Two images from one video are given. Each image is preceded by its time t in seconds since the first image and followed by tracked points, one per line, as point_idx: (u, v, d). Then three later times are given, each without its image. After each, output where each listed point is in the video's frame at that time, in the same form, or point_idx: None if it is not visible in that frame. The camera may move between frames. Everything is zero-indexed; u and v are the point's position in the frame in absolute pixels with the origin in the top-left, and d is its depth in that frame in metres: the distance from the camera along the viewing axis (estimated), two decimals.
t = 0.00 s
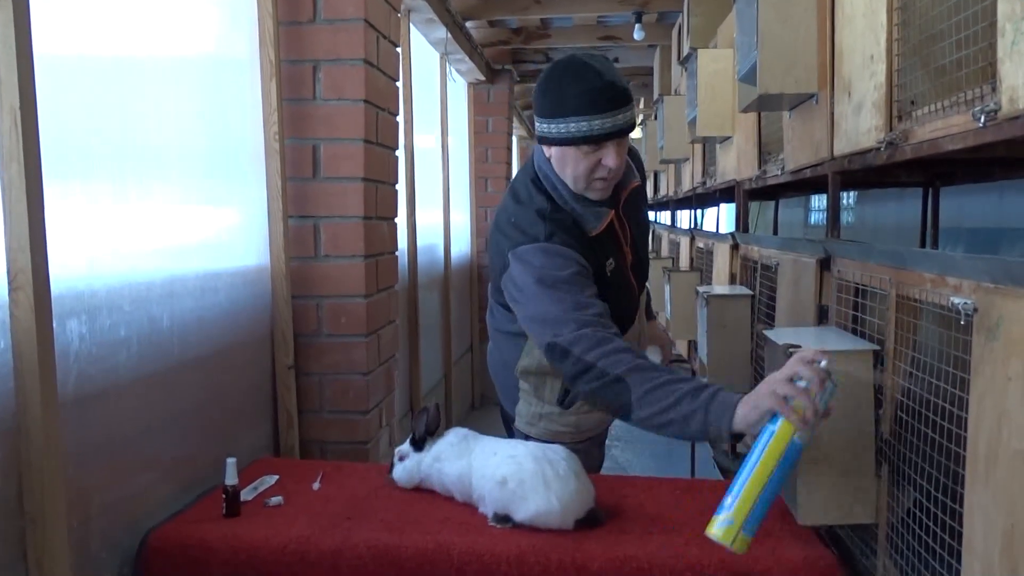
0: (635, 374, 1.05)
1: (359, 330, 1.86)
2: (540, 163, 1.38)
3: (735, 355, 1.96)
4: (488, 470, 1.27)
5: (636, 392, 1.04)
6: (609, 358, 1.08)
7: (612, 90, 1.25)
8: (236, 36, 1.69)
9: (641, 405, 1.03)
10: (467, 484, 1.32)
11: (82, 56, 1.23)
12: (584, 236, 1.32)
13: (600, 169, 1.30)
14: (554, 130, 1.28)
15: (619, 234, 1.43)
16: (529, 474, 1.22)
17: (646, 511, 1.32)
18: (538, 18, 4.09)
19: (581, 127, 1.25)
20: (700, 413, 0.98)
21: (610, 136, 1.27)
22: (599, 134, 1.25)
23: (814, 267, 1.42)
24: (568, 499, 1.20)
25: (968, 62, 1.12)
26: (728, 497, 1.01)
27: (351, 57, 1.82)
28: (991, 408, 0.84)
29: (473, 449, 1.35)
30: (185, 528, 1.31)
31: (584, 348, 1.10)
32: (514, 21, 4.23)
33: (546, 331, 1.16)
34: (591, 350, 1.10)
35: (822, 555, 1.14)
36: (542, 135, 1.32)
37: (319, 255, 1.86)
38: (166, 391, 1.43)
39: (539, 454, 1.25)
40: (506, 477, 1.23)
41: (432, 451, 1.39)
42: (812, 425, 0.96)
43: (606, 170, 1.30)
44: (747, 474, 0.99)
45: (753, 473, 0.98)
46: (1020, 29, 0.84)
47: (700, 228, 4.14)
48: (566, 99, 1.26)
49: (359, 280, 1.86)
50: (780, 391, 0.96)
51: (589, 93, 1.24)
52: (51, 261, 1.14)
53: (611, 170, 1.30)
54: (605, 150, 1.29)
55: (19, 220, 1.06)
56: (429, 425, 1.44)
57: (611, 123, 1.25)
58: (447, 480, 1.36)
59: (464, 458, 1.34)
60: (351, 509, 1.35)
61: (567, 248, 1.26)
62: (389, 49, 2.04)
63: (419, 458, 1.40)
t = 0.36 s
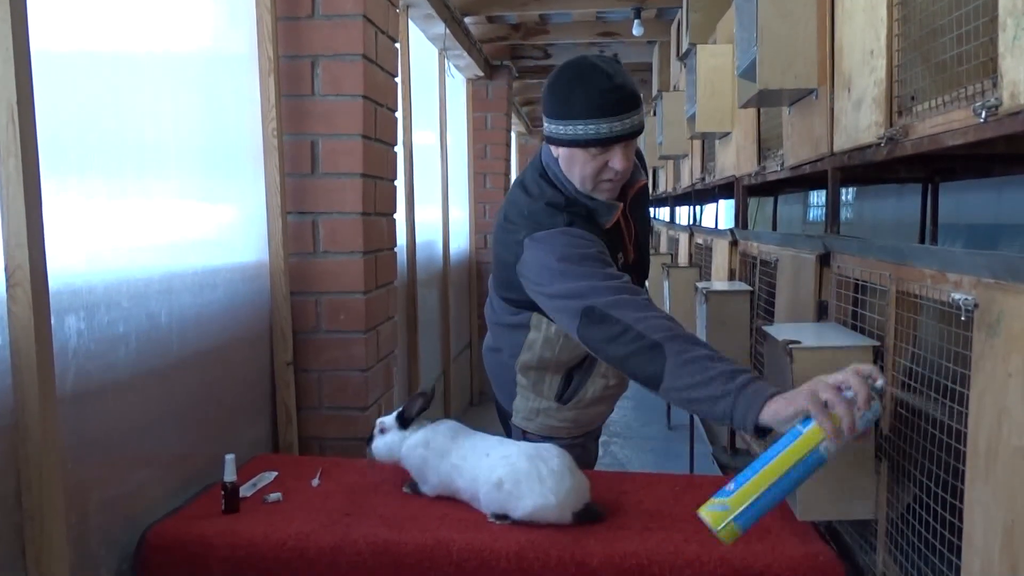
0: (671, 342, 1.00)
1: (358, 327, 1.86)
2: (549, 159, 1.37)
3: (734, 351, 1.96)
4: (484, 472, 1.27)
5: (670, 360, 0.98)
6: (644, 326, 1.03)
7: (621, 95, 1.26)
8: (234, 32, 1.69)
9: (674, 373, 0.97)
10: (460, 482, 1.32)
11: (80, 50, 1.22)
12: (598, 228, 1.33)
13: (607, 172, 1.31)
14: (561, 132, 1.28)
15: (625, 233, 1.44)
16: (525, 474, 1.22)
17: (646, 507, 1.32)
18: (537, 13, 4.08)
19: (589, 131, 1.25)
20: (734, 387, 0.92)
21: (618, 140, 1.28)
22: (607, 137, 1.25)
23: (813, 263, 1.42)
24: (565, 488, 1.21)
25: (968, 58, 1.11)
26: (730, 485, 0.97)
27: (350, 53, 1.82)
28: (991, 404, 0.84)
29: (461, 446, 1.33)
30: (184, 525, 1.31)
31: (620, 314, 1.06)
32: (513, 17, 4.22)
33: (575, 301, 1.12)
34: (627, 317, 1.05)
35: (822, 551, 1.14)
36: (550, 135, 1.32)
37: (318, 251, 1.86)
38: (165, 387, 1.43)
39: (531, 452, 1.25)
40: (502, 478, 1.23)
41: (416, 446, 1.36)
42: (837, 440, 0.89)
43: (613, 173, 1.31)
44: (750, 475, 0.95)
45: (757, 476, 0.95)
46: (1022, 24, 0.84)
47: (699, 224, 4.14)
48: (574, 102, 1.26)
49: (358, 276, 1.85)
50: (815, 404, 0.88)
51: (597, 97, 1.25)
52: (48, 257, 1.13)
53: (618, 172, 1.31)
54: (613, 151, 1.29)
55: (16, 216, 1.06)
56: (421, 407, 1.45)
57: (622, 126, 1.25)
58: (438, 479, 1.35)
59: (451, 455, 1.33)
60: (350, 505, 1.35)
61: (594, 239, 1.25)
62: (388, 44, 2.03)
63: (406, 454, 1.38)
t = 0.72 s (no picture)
0: (643, 344, 1.02)
1: (357, 322, 1.86)
2: (544, 152, 1.38)
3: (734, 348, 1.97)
4: (474, 476, 1.28)
5: (644, 366, 1.00)
6: (616, 332, 1.05)
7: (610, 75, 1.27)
8: (232, 26, 1.68)
9: (649, 377, 0.99)
10: (448, 488, 1.32)
11: (79, 44, 1.22)
12: (592, 223, 1.32)
13: (604, 156, 1.31)
14: (554, 120, 1.29)
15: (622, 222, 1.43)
16: (515, 474, 1.23)
17: (644, 504, 1.32)
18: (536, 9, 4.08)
19: (580, 114, 1.26)
20: (707, 384, 0.94)
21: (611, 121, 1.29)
22: (599, 118, 1.26)
23: (813, 260, 1.42)
24: (556, 484, 1.22)
25: (969, 54, 1.12)
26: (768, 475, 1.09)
27: (348, 48, 1.81)
28: (991, 401, 0.84)
29: (446, 449, 1.35)
30: (182, 520, 1.30)
31: (596, 319, 1.07)
32: (512, 13, 4.22)
33: (558, 307, 1.13)
34: (603, 323, 1.07)
35: (821, 547, 1.14)
36: (542, 126, 1.33)
37: (316, 247, 1.86)
38: (163, 383, 1.42)
39: (518, 452, 1.27)
40: (494, 482, 1.23)
41: (403, 451, 1.38)
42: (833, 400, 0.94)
43: (610, 155, 1.31)
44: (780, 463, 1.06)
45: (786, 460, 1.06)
46: None
47: (698, 220, 4.14)
48: (563, 87, 1.28)
49: (357, 272, 1.85)
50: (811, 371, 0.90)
51: (586, 81, 1.26)
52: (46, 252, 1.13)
53: (615, 155, 1.31)
54: (608, 132, 1.30)
55: (13, 209, 1.05)
56: (404, 404, 1.46)
57: (613, 106, 1.26)
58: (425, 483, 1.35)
59: (438, 462, 1.33)
60: (349, 501, 1.35)
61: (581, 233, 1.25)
62: (387, 40, 2.03)
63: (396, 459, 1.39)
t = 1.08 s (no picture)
0: (528, 298, 1.25)
1: (354, 319, 1.86)
2: (529, 122, 1.53)
3: (732, 345, 1.97)
4: (471, 472, 1.28)
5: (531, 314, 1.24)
6: (514, 294, 1.28)
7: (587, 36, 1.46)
8: (230, 21, 1.67)
9: (538, 320, 1.22)
10: (444, 484, 1.33)
11: (75, 37, 1.21)
12: (558, 188, 1.46)
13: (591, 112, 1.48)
14: (550, 79, 1.43)
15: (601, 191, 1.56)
16: (513, 471, 1.24)
17: (642, 501, 1.32)
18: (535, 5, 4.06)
19: (572, 68, 1.42)
20: (573, 312, 1.19)
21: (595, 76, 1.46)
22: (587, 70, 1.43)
23: (811, 257, 1.42)
24: (554, 481, 1.23)
25: (970, 51, 1.11)
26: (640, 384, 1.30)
27: (346, 43, 1.80)
28: (990, 399, 0.84)
29: (443, 445, 1.36)
30: (178, 517, 1.30)
31: (503, 288, 1.30)
32: (510, 9, 4.21)
33: (488, 284, 1.34)
34: (506, 290, 1.30)
35: (818, 546, 1.14)
36: (536, 88, 1.46)
37: (314, 243, 1.85)
38: (160, 379, 1.42)
39: (516, 449, 1.28)
40: (492, 479, 1.24)
41: (401, 447, 1.39)
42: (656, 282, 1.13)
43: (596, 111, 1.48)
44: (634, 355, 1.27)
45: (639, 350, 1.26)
46: None
47: (695, 217, 4.14)
48: (550, 50, 1.43)
49: (354, 268, 1.85)
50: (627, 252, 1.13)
51: (573, 41, 1.43)
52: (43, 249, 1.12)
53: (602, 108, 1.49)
54: (594, 89, 1.47)
55: (9, 205, 1.04)
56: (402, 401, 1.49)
57: (598, 60, 1.45)
58: (422, 478, 1.36)
59: (434, 457, 1.34)
60: (347, 498, 1.35)
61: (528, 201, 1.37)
62: (385, 35, 2.02)
63: (394, 455, 1.40)
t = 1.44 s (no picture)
0: (480, 292, 1.49)
1: (352, 316, 1.85)
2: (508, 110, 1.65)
3: (731, 342, 1.98)
4: (463, 467, 1.28)
5: (479, 305, 1.49)
6: (466, 286, 1.52)
7: (559, 25, 1.54)
8: (227, 16, 1.66)
9: (484, 313, 1.49)
10: (436, 479, 1.33)
11: (72, 32, 1.20)
12: (514, 164, 1.56)
13: (555, 97, 1.56)
14: (516, 65, 1.55)
15: (572, 173, 1.59)
16: (504, 463, 1.24)
17: (640, 498, 1.32)
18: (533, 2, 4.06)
19: (532, 56, 1.53)
20: (520, 313, 1.44)
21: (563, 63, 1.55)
22: (547, 58, 1.52)
23: (810, 253, 1.42)
24: (545, 471, 1.23)
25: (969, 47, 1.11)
26: (559, 375, 1.41)
27: (344, 40, 1.80)
28: (989, 396, 0.83)
29: (433, 439, 1.35)
30: (175, 514, 1.30)
31: (455, 275, 1.54)
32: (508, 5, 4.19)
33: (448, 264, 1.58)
34: (459, 278, 1.54)
35: (817, 543, 1.14)
36: (508, 77, 1.59)
37: (312, 240, 1.85)
38: (157, 377, 1.42)
39: (506, 442, 1.27)
40: (484, 474, 1.24)
41: (394, 444, 1.40)
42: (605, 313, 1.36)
43: (561, 95, 1.56)
44: (568, 361, 1.39)
45: (571, 357, 1.39)
46: None
47: (694, 214, 4.14)
48: (520, 40, 1.55)
49: (352, 265, 1.84)
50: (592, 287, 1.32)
51: (537, 31, 1.54)
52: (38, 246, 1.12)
53: (569, 91, 1.56)
54: (560, 74, 1.56)
55: (4, 202, 1.04)
56: (393, 402, 1.50)
57: (560, 48, 1.53)
58: (415, 473, 1.36)
59: (425, 452, 1.34)
60: (343, 495, 1.35)
61: (481, 173, 1.54)
62: (383, 31, 2.01)
63: (388, 452, 1.41)
